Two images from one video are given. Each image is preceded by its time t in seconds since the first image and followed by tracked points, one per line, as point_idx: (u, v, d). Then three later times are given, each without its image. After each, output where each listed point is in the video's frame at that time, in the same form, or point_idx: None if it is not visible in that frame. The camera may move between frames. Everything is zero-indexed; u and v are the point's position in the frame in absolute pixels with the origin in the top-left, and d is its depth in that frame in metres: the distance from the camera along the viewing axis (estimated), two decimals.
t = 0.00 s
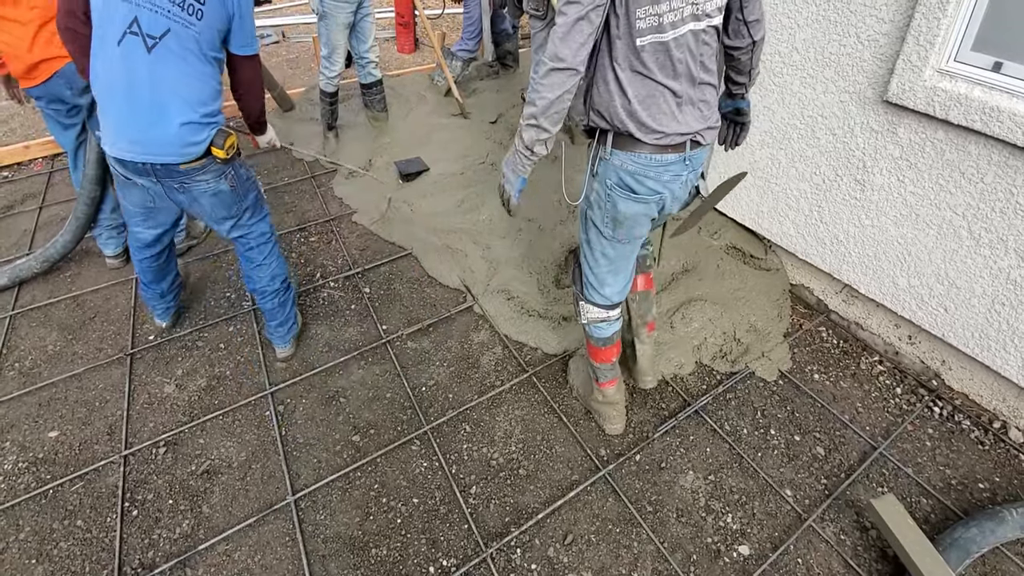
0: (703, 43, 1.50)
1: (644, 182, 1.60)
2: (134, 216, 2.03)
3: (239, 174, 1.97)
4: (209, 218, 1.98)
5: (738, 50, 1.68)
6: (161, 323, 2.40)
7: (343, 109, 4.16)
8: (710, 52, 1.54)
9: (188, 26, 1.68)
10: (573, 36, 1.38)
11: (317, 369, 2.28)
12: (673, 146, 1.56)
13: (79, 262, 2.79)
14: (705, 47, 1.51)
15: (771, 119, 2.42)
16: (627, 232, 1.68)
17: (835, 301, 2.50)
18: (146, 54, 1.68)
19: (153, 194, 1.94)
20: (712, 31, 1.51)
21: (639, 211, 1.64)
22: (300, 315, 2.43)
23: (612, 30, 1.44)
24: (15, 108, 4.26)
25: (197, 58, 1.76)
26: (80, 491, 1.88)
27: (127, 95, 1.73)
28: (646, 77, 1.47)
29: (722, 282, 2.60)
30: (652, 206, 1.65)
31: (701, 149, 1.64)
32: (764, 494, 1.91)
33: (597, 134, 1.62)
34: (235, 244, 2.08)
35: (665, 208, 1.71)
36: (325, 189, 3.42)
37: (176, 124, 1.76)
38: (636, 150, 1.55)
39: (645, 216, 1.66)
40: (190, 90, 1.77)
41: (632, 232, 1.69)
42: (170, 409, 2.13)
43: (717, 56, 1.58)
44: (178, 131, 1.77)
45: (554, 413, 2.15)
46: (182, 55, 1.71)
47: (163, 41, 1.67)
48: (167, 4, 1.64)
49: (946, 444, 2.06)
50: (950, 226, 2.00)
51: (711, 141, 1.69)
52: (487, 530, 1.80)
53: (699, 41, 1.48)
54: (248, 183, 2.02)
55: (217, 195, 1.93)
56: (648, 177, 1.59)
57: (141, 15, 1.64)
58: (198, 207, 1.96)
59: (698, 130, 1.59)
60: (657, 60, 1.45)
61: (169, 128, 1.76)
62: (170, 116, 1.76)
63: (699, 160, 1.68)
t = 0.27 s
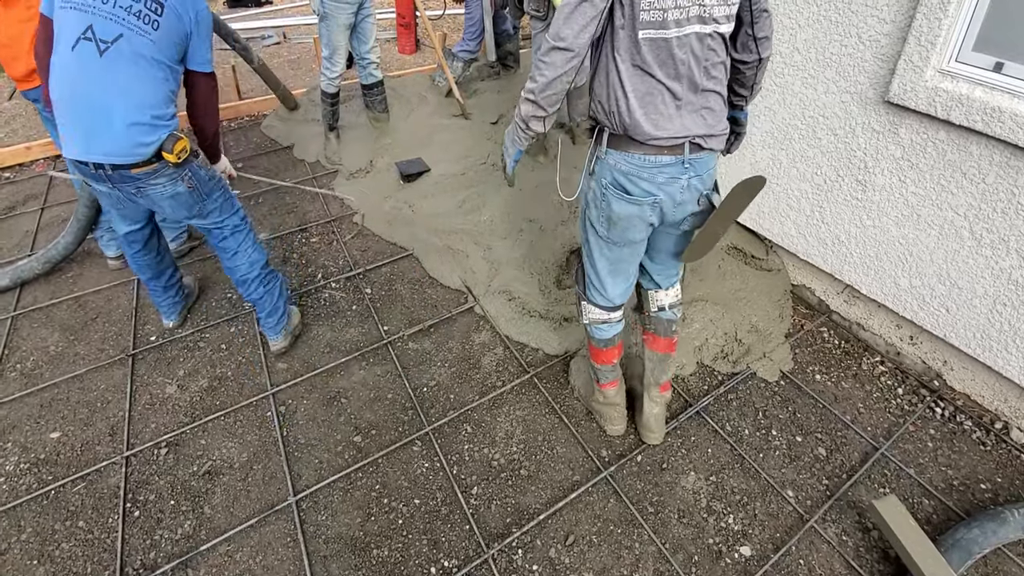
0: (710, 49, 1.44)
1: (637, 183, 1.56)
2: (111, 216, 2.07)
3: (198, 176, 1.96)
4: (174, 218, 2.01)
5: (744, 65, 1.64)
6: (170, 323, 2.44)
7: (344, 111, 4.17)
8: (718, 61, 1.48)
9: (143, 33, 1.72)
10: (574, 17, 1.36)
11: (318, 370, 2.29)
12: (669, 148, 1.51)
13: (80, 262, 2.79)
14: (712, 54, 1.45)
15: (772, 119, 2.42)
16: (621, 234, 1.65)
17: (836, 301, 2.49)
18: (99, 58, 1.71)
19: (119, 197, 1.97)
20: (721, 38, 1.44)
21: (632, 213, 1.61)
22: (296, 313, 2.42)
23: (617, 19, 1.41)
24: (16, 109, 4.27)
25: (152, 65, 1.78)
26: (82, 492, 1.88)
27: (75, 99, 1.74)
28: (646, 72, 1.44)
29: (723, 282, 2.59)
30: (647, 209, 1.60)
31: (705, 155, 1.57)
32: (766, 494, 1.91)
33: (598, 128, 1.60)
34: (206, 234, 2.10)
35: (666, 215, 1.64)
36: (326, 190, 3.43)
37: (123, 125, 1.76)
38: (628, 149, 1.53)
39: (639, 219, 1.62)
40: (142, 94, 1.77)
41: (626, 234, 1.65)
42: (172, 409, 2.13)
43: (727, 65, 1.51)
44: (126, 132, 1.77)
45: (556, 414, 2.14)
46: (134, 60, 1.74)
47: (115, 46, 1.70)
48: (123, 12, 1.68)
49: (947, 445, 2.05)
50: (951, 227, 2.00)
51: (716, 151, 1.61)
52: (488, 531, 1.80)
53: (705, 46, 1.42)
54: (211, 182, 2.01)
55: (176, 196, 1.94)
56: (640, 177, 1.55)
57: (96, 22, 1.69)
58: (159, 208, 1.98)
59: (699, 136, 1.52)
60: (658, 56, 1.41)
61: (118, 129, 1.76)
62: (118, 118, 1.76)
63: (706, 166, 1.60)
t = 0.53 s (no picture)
0: (730, 52, 1.40)
1: (648, 184, 1.54)
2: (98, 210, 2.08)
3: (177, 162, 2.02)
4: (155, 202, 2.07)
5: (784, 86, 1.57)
6: (182, 325, 2.45)
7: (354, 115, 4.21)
8: (740, 66, 1.43)
9: (118, 22, 1.78)
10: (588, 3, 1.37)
11: (329, 373, 2.30)
12: (679, 148, 1.48)
13: (95, 266, 2.83)
14: (733, 58, 1.41)
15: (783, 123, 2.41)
16: (632, 235, 1.64)
17: (847, 305, 2.48)
18: (77, 47, 1.78)
19: (100, 187, 1.99)
20: (743, 42, 1.39)
21: (643, 215, 1.59)
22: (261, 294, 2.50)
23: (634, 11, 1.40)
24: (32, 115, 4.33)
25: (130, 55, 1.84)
26: (97, 493, 1.91)
27: (58, 88, 1.82)
28: (660, 68, 1.42)
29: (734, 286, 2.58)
30: (658, 211, 1.57)
31: (722, 160, 1.53)
32: (777, 500, 1.90)
33: (615, 124, 1.59)
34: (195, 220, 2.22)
35: (680, 219, 1.61)
36: (335, 193, 3.45)
37: (99, 110, 1.82)
38: (640, 150, 1.52)
39: (649, 221, 1.59)
40: (122, 84, 1.83)
41: (638, 236, 1.64)
42: (185, 412, 2.15)
43: (751, 73, 1.46)
44: (104, 120, 1.83)
45: (565, 418, 2.15)
46: (112, 50, 1.80)
47: (91, 35, 1.77)
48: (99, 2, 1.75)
49: (960, 451, 2.04)
50: (964, 231, 1.99)
51: (735, 158, 1.56)
52: (499, 535, 1.81)
53: (725, 48, 1.38)
54: (190, 168, 2.08)
55: (157, 184, 2.00)
56: (650, 178, 1.53)
57: (75, 12, 1.76)
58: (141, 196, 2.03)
59: (712, 139, 1.48)
60: (673, 51, 1.39)
61: (95, 114, 1.82)
62: (94, 105, 1.82)
63: (726, 171, 1.56)
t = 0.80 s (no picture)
0: (753, 64, 1.40)
1: (658, 193, 1.54)
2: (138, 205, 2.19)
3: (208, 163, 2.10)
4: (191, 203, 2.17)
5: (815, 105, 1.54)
6: (200, 327, 2.48)
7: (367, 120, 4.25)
8: (761, 79, 1.44)
9: (136, 31, 1.83)
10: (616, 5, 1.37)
11: (344, 375, 2.32)
12: (697, 157, 1.47)
13: (114, 268, 2.87)
14: (754, 71, 1.41)
15: (798, 127, 2.40)
16: (638, 237, 1.66)
17: (863, 312, 2.46)
18: (106, 62, 1.85)
19: (139, 186, 2.10)
20: (766, 56, 1.40)
21: (650, 221, 1.60)
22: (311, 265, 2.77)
23: (660, 16, 1.40)
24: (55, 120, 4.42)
25: (151, 61, 1.90)
26: (118, 492, 1.93)
27: (94, 102, 1.91)
28: (682, 76, 1.41)
29: (747, 292, 2.57)
30: (667, 220, 1.58)
31: (738, 174, 1.52)
32: (793, 508, 1.88)
33: (632, 129, 1.59)
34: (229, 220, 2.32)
35: (691, 229, 1.61)
36: (350, 198, 3.48)
37: (131, 121, 1.90)
38: (653, 157, 1.53)
39: (656, 228, 1.61)
40: (150, 91, 1.91)
41: (643, 240, 1.65)
42: (203, 413, 2.18)
43: (771, 87, 1.46)
44: (138, 130, 1.92)
45: (578, 423, 2.15)
46: (137, 60, 1.87)
47: (116, 48, 1.84)
48: (117, 13, 1.80)
49: (979, 460, 2.01)
50: (983, 237, 1.97)
51: (751, 173, 1.55)
52: (512, 540, 1.81)
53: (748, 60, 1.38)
54: (221, 169, 2.16)
55: (190, 185, 2.09)
56: (660, 189, 1.54)
57: (98, 27, 1.81)
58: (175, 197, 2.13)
59: (729, 152, 1.47)
60: (696, 59, 1.39)
61: (128, 126, 1.91)
62: (128, 117, 1.91)
63: (740, 186, 1.54)
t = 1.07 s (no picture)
0: (746, 70, 1.41)
1: (652, 191, 1.55)
2: (186, 196, 2.28)
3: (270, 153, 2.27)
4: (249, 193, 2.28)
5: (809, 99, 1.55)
6: (217, 326, 2.52)
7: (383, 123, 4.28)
8: (756, 85, 1.44)
9: (213, 27, 1.94)
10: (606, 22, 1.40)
11: (358, 376, 2.33)
12: (691, 162, 1.49)
13: (134, 266, 2.92)
14: (748, 77, 1.42)
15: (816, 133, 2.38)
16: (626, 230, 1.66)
17: (882, 321, 2.43)
18: (184, 58, 1.95)
19: (201, 174, 2.20)
20: (760, 61, 1.40)
21: (643, 217, 1.60)
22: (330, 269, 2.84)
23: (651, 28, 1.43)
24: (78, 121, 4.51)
25: (224, 52, 2.02)
26: (136, 488, 1.96)
27: (170, 95, 2.01)
28: (674, 85, 1.43)
29: (763, 299, 2.55)
30: (658, 217, 1.59)
31: (732, 176, 1.53)
32: (809, 520, 1.86)
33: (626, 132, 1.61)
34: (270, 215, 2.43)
35: (678, 226, 1.61)
36: (365, 200, 3.51)
37: (211, 112, 2.04)
38: (649, 156, 1.53)
39: (648, 223, 1.61)
40: (226, 82, 2.06)
41: (631, 232, 1.66)
42: (220, 411, 2.20)
43: (765, 94, 1.47)
44: (218, 120, 2.06)
45: (591, 428, 2.14)
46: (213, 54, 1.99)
47: (195, 45, 1.94)
48: (193, 10, 1.89)
49: (1001, 474, 1.97)
50: (1006, 247, 1.94)
51: (746, 176, 1.56)
52: (525, 544, 1.80)
53: (741, 65, 1.39)
54: (278, 161, 2.33)
55: (255, 173, 2.23)
56: (656, 187, 1.54)
57: (175, 25, 1.89)
58: (237, 185, 2.25)
59: (723, 156, 1.49)
60: (689, 68, 1.40)
61: (208, 117, 2.04)
62: (208, 108, 2.04)
63: (731, 188, 1.55)
